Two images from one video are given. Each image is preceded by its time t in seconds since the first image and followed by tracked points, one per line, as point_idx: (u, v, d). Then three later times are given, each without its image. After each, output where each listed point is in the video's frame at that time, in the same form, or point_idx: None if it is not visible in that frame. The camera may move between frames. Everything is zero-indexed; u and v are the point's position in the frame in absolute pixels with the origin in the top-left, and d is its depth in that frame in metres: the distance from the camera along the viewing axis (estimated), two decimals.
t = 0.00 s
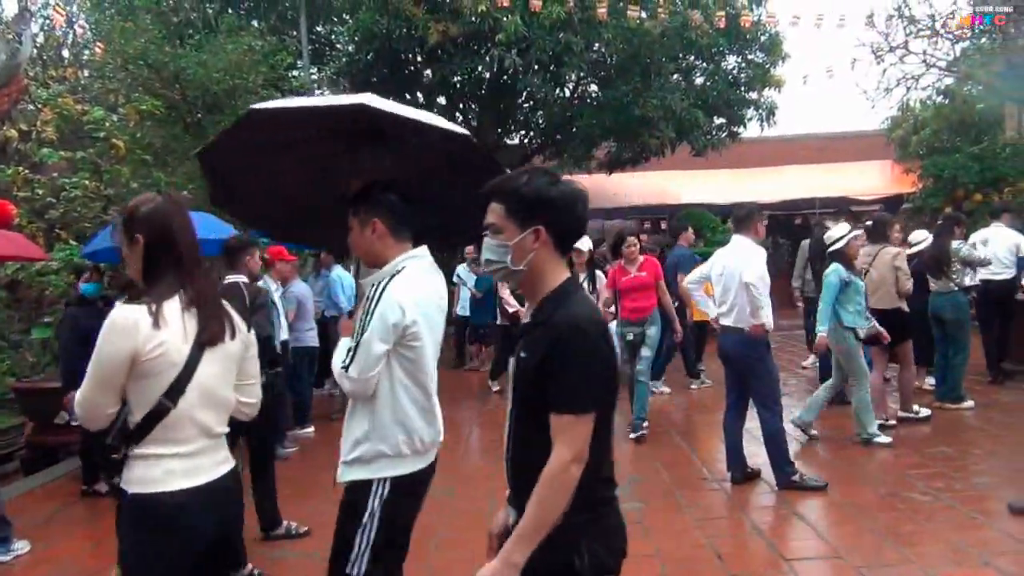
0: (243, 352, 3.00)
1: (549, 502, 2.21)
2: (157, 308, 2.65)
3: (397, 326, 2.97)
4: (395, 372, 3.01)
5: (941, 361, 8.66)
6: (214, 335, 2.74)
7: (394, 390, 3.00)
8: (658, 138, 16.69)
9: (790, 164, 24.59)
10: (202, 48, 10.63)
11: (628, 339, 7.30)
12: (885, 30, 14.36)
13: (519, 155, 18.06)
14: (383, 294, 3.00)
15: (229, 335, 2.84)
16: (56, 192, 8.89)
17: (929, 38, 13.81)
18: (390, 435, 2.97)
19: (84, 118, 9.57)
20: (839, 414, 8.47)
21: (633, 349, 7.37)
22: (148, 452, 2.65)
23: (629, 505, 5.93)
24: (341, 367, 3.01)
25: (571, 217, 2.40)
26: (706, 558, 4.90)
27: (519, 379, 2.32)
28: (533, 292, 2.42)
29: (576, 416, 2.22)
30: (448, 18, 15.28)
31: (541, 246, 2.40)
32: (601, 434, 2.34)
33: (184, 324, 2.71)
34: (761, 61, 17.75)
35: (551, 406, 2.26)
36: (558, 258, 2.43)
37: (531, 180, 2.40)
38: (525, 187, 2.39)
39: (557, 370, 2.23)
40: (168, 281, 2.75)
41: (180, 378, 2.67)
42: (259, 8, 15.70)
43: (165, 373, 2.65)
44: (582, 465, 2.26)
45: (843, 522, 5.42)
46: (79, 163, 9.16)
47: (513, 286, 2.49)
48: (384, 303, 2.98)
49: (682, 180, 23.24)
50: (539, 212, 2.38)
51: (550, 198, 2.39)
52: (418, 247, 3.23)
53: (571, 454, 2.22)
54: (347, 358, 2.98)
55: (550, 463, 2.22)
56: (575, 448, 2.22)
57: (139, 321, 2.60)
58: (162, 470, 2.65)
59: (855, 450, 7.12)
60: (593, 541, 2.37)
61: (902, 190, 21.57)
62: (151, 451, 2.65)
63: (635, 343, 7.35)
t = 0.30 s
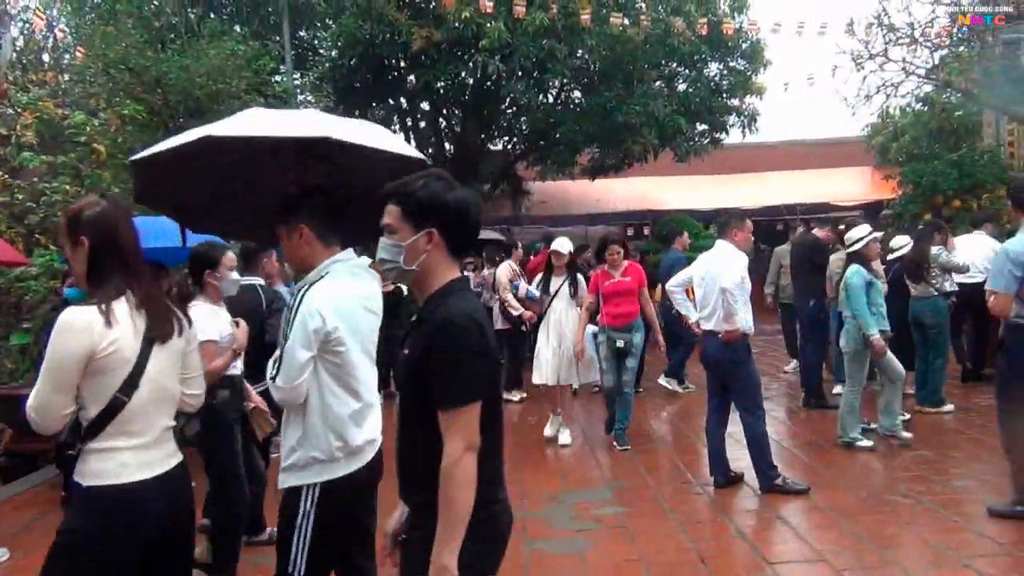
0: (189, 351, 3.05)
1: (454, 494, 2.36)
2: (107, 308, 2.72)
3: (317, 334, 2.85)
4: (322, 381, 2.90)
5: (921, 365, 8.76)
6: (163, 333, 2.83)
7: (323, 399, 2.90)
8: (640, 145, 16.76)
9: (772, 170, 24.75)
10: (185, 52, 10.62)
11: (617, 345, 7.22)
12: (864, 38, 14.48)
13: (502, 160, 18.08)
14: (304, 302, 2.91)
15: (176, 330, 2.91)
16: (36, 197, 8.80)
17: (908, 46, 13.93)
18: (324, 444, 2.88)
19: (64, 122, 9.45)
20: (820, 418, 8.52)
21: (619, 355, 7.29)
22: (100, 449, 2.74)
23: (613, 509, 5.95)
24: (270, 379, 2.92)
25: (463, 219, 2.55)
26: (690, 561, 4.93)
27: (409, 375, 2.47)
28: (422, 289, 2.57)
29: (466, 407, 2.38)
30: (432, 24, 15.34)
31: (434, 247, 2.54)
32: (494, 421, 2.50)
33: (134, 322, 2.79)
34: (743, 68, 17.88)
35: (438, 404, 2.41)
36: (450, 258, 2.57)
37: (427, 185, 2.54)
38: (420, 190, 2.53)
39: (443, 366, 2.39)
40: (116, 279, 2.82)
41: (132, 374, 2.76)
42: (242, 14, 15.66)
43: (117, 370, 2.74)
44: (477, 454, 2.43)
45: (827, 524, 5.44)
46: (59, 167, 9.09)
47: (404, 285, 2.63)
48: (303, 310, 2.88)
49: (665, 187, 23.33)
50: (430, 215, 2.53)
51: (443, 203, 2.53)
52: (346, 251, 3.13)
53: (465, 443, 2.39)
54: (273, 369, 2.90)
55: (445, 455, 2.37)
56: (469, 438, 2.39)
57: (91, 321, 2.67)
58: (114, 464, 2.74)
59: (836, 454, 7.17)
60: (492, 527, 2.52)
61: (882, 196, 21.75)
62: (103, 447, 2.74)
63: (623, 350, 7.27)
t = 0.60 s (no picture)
0: (106, 364, 3.12)
1: (336, 505, 2.35)
2: (19, 329, 2.80)
3: (239, 346, 2.92)
4: (243, 393, 2.97)
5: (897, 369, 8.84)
6: (78, 350, 2.91)
7: (244, 411, 2.97)
8: (621, 151, 16.82)
9: (751, 177, 24.89)
10: (164, 57, 10.58)
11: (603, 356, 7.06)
12: (842, 46, 14.62)
13: (483, 166, 18.08)
14: (225, 315, 2.95)
15: (93, 348, 2.99)
16: (12, 203, 8.68)
17: (885, 53, 14.07)
18: (241, 456, 2.93)
19: (41, 127, 9.34)
20: (799, 423, 8.56)
21: (602, 367, 7.13)
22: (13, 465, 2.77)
23: (594, 515, 5.96)
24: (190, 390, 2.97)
25: (348, 233, 2.58)
26: (671, 566, 4.94)
27: (293, 387, 2.47)
28: (309, 301, 2.60)
29: (348, 418, 2.38)
30: (413, 29, 15.41)
31: (318, 261, 2.58)
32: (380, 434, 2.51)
33: (48, 341, 2.86)
34: (722, 75, 17.96)
35: (323, 417, 2.40)
36: (335, 271, 2.60)
37: (313, 200, 2.57)
38: (307, 205, 2.56)
39: (322, 380, 2.39)
40: (30, 299, 2.89)
41: (46, 391, 2.83)
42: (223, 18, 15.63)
43: (31, 388, 2.80)
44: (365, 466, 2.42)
45: (805, 527, 5.48)
46: (36, 173, 8.98)
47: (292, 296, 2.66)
48: (224, 323, 2.93)
49: (645, 193, 23.40)
50: (314, 228, 2.55)
51: (328, 217, 2.56)
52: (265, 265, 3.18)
53: (350, 454, 2.38)
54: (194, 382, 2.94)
55: (330, 467, 2.37)
56: (354, 449, 2.38)
57: (4, 341, 2.76)
58: (24, 479, 2.78)
59: (814, 459, 7.21)
60: (385, 540, 2.52)
61: (860, 203, 21.91)
62: (17, 463, 2.77)
63: (607, 362, 7.12)
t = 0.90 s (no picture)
0: (22, 371, 3.65)
1: (191, 535, 2.30)
2: None
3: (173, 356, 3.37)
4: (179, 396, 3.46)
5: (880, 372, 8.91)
6: None
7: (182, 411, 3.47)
8: (604, 156, 16.86)
9: (733, 182, 25.02)
10: (145, 61, 10.59)
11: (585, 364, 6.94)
12: (822, 53, 14.73)
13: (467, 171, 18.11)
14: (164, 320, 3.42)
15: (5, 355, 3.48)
16: None
17: (865, 60, 14.19)
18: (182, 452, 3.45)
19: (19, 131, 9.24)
20: (782, 427, 8.59)
21: (585, 374, 7.02)
22: None
23: (578, 520, 5.97)
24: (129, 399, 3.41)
25: (241, 250, 2.52)
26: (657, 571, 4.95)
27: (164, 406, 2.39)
28: (194, 317, 2.52)
29: (210, 444, 2.30)
30: (396, 35, 15.41)
31: (206, 275, 2.50)
32: (257, 455, 2.42)
33: None
34: (704, 81, 18.06)
35: (188, 439, 2.33)
36: (224, 289, 2.52)
37: (209, 213, 2.50)
38: (202, 219, 2.48)
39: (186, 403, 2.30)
40: None
41: None
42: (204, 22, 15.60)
43: None
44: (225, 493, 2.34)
45: (790, 531, 5.50)
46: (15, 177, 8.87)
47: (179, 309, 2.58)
48: (158, 335, 3.38)
49: (628, 198, 23.46)
50: (206, 243, 2.49)
51: (223, 233, 2.50)
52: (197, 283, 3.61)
53: (207, 483, 2.30)
54: (132, 392, 3.39)
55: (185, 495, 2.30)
56: (211, 478, 2.31)
57: None
58: None
59: (796, 463, 7.24)
60: (263, 563, 2.45)
61: (840, 208, 22.09)
62: None
63: (590, 369, 7.00)
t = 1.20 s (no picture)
0: None
1: (40, 547, 2.21)
2: None
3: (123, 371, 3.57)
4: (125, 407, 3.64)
5: (858, 378, 8.99)
6: None
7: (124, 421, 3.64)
8: (584, 165, 16.92)
9: (713, 191, 25.18)
10: (123, 70, 10.50)
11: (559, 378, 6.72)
12: (799, 63, 14.90)
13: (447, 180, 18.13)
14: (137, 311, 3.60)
15: None
16: None
17: (841, 70, 14.36)
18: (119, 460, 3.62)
19: None
20: (761, 435, 8.64)
21: (565, 388, 6.78)
22: None
23: (559, 528, 5.98)
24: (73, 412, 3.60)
25: (132, 258, 2.48)
26: None
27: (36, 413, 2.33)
28: (81, 325, 2.47)
29: (77, 455, 2.24)
30: (376, 44, 15.40)
31: (95, 284, 2.45)
32: (144, 467, 2.39)
33: None
34: (683, 91, 18.18)
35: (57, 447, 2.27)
36: (114, 299, 2.48)
37: (101, 221, 2.46)
38: (94, 227, 2.45)
39: (66, 415, 2.26)
40: None
41: None
42: (183, 31, 15.56)
43: None
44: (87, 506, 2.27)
45: (767, 537, 5.52)
46: None
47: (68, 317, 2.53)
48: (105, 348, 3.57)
49: (608, 207, 23.56)
50: (93, 252, 2.44)
51: (112, 242, 2.45)
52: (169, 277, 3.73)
53: (70, 496, 2.24)
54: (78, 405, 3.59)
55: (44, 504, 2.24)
56: (73, 492, 2.24)
57: None
58: None
59: (776, 470, 7.27)
60: None
61: (818, 216, 22.28)
62: None
63: (569, 383, 6.75)
